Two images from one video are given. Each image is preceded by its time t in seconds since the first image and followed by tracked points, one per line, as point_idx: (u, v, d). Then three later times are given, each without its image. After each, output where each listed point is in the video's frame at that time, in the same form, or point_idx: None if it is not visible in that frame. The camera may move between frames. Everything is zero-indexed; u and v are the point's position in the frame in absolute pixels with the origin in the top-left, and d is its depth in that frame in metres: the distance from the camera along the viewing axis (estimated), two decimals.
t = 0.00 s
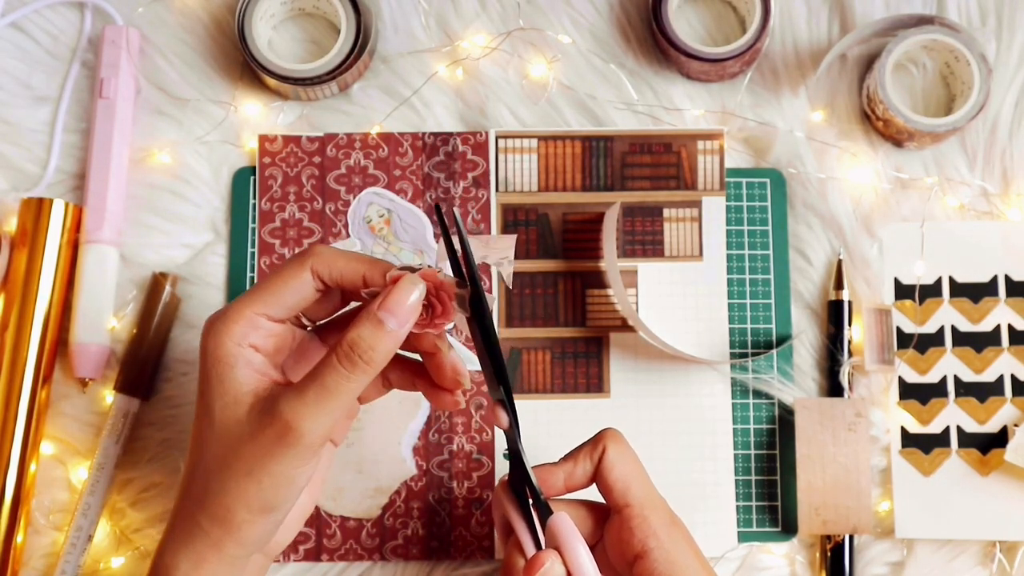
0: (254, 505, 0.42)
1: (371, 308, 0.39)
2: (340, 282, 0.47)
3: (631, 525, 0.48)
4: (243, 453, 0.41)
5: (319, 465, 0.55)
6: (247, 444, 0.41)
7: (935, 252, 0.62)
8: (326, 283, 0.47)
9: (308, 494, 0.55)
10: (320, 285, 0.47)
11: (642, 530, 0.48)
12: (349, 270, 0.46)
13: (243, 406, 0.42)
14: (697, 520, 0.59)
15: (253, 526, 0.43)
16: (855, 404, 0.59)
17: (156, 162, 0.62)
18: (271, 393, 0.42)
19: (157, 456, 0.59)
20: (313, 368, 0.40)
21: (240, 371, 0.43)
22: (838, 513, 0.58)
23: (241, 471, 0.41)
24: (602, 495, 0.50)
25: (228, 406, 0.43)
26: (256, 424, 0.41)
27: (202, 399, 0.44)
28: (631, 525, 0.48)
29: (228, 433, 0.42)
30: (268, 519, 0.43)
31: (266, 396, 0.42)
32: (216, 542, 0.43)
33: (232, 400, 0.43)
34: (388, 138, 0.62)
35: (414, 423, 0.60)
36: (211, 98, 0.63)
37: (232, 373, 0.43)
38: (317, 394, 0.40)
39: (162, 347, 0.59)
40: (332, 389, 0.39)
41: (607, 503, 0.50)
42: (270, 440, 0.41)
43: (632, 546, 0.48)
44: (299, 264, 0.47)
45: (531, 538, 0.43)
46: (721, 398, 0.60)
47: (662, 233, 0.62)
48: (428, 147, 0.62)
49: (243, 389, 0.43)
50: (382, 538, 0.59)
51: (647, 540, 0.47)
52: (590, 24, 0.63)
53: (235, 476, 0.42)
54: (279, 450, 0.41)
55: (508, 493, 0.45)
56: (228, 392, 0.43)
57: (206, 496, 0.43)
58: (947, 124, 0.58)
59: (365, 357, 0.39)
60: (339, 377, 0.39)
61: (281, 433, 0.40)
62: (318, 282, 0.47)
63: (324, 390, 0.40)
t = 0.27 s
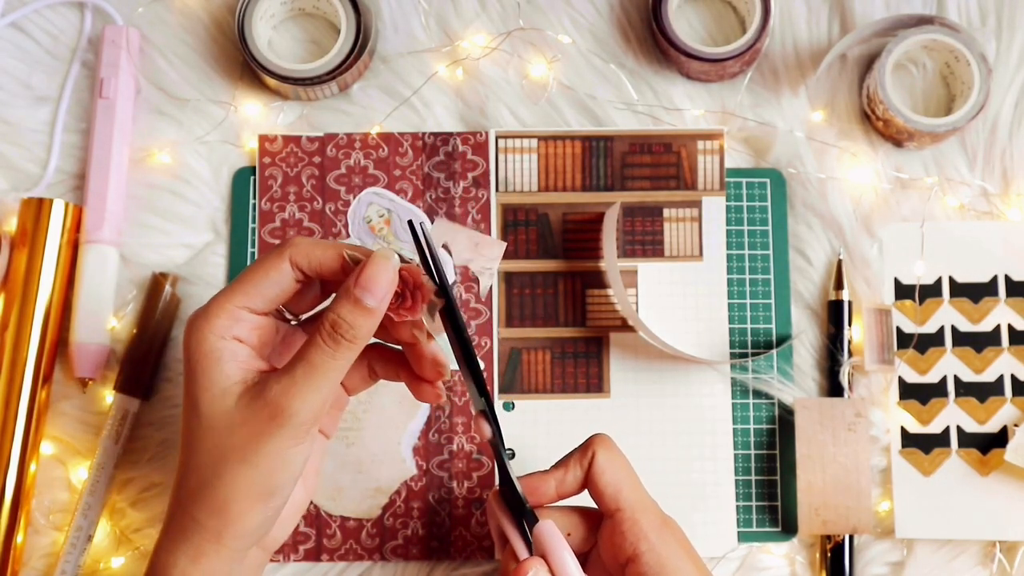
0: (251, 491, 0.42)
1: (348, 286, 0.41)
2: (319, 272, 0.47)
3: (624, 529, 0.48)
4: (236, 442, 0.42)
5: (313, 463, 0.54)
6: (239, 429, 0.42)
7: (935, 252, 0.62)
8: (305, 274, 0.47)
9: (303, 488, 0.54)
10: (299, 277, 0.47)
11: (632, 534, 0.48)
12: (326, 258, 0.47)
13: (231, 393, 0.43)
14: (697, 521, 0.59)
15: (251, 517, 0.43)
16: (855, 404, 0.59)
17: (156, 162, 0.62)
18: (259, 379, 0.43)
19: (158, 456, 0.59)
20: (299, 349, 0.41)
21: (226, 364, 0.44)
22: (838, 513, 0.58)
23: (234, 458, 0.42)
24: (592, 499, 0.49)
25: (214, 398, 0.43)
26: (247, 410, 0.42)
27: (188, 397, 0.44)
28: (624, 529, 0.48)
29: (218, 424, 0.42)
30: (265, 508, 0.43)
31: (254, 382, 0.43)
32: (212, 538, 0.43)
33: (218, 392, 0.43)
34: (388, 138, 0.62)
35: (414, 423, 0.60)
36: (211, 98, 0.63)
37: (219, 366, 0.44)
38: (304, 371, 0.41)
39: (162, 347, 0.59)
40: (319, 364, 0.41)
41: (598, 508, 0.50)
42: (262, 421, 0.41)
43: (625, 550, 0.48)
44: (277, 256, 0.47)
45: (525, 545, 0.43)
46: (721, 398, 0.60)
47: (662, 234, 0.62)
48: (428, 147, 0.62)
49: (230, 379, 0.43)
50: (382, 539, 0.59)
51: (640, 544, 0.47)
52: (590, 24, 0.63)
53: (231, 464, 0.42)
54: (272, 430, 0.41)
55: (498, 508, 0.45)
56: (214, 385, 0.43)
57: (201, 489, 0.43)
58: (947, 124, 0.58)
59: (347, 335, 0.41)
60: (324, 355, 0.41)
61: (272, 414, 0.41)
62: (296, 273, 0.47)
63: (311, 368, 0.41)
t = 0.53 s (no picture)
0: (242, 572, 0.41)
1: (467, 395, 0.40)
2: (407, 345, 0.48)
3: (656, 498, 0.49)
4: (311, 538, 0.40)
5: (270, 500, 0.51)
6: (321, 528, 0.40)
7: (934, 252, 0.62)
8: (388, 348, 0.48)
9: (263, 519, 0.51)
10: (384, 349, 0.48)
11: (676, 517, 0.46)
12: (415, 333, 0.48)
13: (309, 493, 0.41)
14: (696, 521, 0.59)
15: None
16: (855, 404, 0.59)
17: (156, 162, 0.62)
18: (342, 472, 0.42)
19: (158, 456, 0.59)
20: (400, 454, 0.40)
21: (300, 450, 0.42)
22: (839, 514, 0.58)
23: (312, 558, 0.40)
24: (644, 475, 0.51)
25: (295, 493, 0.41)
26: (328, 508, 0.40)
27: (254, 479, 0.42)
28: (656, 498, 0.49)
29: (287, 518, 0.41)
30: None
31: (342, 474, 0.41)
32: None
33: (298, 482, 0.41)
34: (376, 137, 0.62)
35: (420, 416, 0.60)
36: (210, 97, 0.62)
37: (292, 454, 0.42)
38: (408, 484, 0.39)
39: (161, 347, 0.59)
40: (423, 476, 0.39)
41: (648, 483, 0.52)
42: (348, 525, 0.40)
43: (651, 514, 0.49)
44: (361, 331, 0.47)
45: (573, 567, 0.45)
46: (721, 398, 0.60)
47: (652, 209, 0.62)
48: (413, 141, 0.62)
49: (307, 468, 0.42)
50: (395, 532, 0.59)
51: (682, 530, 0.46)
52: (590, 24, 0.63)
53: (303, 562, 0.40)
54: (357, 542, 0.40)
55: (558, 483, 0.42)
56: (293, 473, 0.42)
57: (269, 558, 0.41)
58: (947, 124, 0.58)
59: (462, 448, 0.39)
60: (432, 466, 0.39)
61: (362, 520, 0.39)
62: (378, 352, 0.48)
63: (415, 480, 0.39)
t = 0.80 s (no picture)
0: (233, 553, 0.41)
1: (462, 375, 0.40)
2: (412, 346, 0.48)
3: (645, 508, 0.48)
4: (306, 516, 0.40)
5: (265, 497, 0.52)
6: (317, 505, 0.40)
7: (934, 252, 0.62)
8: (394, 345, 0.48)
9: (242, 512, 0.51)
10: (390, 345, 0.48)
11: (672, 510, 0.46)
12: (422, 335, 0.47)
13: (307, 471, 0.41)
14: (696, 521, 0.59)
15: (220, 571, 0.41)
16: (855, 404, 0.58)
17: (156, 162, 0.62)
18: (339, 454, 0.42)
19: (157, 456, 0.59)
20: (395, 432, 0.40)
21: (301, 431, 0.43)
22: (839, 514, 0.57)
23: (305, 537, 0.40)
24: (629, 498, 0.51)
25: (291, 471, 0.41)
26: (325, 486, 0.40)
27: (250, 456, 0.42)
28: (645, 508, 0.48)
29: (283, 495, 0.41)
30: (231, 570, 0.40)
31: (339, 456, 0.42)
32: None
33: (296, 461, 0.41)
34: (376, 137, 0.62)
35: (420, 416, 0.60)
36: (210, 97, 0.62)
37: (293, 433, 0.42)
38: (402, 460, 0.40)
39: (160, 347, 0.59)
40: (418, 454, 0.40)
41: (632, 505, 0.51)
42: (344, 503, 0.40)
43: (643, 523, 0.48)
44: (371, 323, 0.47)
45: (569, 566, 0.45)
46: (721, 398, 0.60)
47: (651, 209, 0.62)
48: (413, 140, 0.62)
49: (304, 448, 0.42)
50: (396, 533, 0.59)
51: (678, 523, 0.46)
52: (590, 24, 0.63)
53: (295, 542, 0.40)
54: (351, 517, 0.40)
55: (561, 468, 0.42)
56: (291, 452, 0.42)
57: (258, 535, 0.40)
58: (947, 124, 0.58)
59: (453, 426, 0.40)
60: (426, 444, 0.40)
61: (359, 497, 0.40)
62: (384, 346, 0.48)
63: (410, 457, 0.40)
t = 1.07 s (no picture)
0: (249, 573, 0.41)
1: (492, 412, 0.41)
2: (442, 383, 0.48)
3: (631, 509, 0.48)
4: (328, 546, 0.40)
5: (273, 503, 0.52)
6: (339, 534, 0.40)
7: (934, 252, 0.62)
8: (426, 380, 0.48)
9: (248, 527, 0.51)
10: (422, 380, 0.48)
11: (662, 504, 0.47)
12: (454, 372, 0.48)
13: (332, 498, 0.41)
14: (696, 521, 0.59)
15: None
16: (855, 404, 0.58)
17: (156, 162, 0.62)
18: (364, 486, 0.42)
19: (157, 456, 0.59)
20: (423, 465, 0.40)
21: (328, 458, 0.43)
22: (839, 513, 0.57)
23: (324, 566, 0.40)
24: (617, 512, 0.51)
25: (317, 498, 0.41)
26: (350, 515, 0.40)
27: (277, 481, 0.42)
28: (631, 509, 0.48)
29: (308, 523, 0.41)
30: None
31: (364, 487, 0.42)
32: None
33: (321, 489, 0.41)
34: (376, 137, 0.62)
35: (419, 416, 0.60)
36: (210, 97, 0.62)
37: (321, 461, 0.42)
38: (428, 493, 0.40)
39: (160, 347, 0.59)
40: (445, 488, 0.40)
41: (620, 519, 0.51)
42: (366, 535, 0.40)
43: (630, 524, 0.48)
44: (406, 357, 0.47)
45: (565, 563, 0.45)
46: (721, 398, 0.60)
47: (651, 209, 0.62)
48: (413, 140, 0.62)
49: (331, 476, 0.42)
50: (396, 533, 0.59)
51: (668, 517, 0.46)
52: (590, 24, 0.63)
53: (315, 568, 0.40)
54: (373, 548, 0.40)
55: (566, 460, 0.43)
56: (318, 479, 0.42)
57: (278, 557, 0.40)
58: (947, 124, 0.58)
59: (481, 461, 0.40)
60: (453, 479, 0.40)
61: (382, 529, 0.39)
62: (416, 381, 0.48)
63: (436, 490, 0.40)
